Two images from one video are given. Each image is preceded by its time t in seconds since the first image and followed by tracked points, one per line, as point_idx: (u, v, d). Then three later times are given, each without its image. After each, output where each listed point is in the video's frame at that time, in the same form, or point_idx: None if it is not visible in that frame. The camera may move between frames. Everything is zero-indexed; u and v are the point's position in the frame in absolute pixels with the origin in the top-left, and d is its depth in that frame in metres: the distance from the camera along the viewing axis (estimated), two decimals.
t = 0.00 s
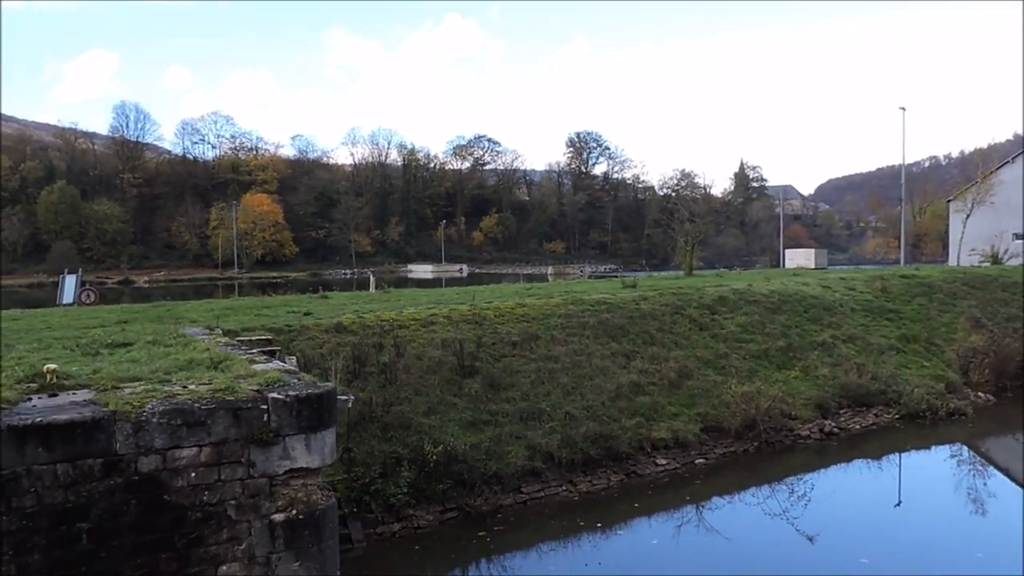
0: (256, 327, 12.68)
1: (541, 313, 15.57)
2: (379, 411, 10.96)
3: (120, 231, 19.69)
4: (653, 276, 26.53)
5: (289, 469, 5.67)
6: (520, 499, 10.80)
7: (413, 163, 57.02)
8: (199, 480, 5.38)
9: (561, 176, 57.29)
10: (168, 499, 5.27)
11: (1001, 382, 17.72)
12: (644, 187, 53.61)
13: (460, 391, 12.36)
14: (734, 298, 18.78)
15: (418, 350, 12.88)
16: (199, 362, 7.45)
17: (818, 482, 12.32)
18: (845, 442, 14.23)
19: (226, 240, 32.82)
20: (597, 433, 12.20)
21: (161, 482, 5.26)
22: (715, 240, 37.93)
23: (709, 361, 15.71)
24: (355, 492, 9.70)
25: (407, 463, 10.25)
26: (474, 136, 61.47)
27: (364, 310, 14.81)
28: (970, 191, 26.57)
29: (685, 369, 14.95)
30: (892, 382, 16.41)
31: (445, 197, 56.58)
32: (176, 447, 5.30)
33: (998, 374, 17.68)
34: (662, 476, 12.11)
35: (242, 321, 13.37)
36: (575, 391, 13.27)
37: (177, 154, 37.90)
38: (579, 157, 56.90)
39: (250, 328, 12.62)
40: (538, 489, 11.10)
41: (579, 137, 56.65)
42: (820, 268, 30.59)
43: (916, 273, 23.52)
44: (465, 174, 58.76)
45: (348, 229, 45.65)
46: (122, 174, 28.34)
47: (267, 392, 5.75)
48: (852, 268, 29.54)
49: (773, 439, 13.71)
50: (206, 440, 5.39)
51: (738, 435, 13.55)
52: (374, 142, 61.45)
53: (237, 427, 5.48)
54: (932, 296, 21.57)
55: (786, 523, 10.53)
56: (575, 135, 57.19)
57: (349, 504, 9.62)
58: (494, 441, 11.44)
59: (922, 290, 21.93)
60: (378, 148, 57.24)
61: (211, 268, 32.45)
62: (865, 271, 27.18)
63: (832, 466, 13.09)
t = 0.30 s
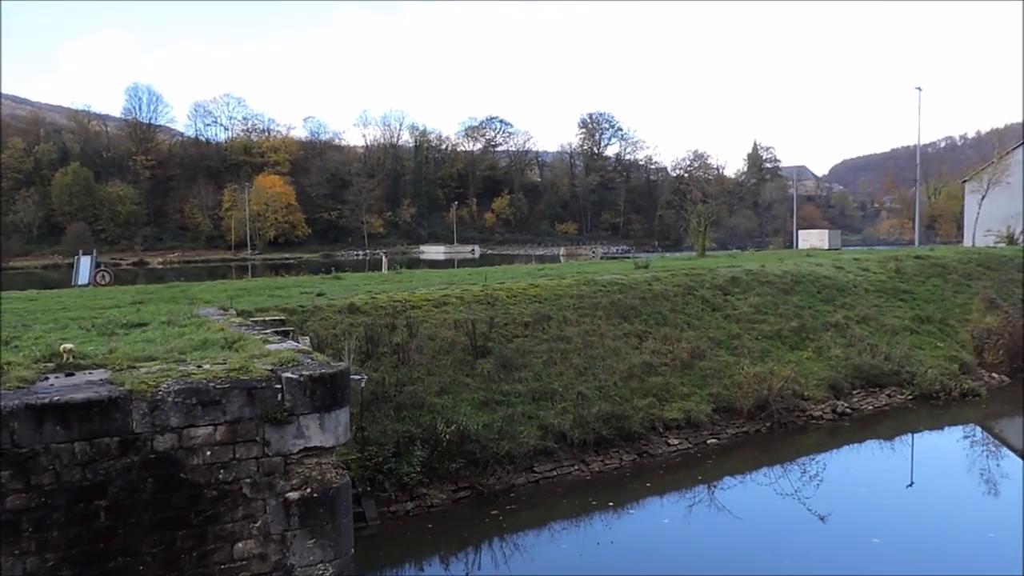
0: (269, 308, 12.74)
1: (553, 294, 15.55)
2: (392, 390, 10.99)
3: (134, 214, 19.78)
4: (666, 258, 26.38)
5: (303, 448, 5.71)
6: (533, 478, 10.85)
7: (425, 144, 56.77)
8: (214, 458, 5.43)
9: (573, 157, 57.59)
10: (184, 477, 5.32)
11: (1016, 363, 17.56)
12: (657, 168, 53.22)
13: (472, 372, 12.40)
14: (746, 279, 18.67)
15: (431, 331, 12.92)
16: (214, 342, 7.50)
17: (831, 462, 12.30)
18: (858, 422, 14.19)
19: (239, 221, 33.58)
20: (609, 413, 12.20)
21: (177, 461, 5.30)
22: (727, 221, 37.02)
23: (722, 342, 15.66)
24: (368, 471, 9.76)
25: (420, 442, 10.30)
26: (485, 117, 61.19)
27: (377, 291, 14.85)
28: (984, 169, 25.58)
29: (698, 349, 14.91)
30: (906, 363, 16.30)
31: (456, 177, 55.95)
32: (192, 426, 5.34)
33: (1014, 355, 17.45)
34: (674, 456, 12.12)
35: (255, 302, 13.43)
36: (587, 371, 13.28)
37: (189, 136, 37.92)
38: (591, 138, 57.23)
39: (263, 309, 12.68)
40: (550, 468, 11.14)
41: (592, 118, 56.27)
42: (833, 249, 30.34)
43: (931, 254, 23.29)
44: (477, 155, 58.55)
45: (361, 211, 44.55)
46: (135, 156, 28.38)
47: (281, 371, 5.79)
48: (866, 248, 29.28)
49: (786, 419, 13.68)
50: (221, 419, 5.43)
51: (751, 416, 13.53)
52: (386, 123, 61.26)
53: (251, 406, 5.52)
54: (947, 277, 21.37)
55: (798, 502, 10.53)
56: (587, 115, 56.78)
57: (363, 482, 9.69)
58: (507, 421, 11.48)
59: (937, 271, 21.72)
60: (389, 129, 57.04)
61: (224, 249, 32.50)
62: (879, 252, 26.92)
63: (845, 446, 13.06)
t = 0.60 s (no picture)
0: (277, 296, 12.76)
1: (561, 282, 15.53)
2: (400, 378, 11.02)
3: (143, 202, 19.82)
4: (675, 246, 26.26)
5: (311, 435, 5.74)
6: (540, 466, 10.88)
7: (433, 132, 56.56)
8: (223, 445, 5.46)
9: (581, 145, 56.11)
10: (193, 463, 5.36)
11: None
12: (665, 156, 52.89)
13: (480, 360, 12.43)
14: (755, 268, 18.59)
15: (438, 319, 12.95)
16: (223, 330, 7.53)
17: (838, 451, 12.28)
18: (866, 412, 14.15)
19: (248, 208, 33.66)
20: (617, 401, 12.20)
21: (187, 447, 5.34)
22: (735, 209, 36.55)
23: (730, 331, 15.61)
24: (376, 458, 9.79)
25: (428, 430, 10.33)
26: (494, 105, 60.95)
27: (385, 279, 14.86)
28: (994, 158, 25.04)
29: (706, 338, 14.88)
30: (915, 353, 16.23)
31: (464, 165, 56.53)
32: (201, 413, 5.37)
33: None
34: (682, 445, 12.13)
35: (264, 289, 13.47)
36: (595, 360, 13.28)
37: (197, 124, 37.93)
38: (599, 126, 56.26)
39: (272, 297, 12.71)
40: (558, 456, 11.17)
41: (600, 106, 55.96)
42: (843, 238, 30.15)
43: (942, 243, 23.12)
44: (485, 143, 58.39)
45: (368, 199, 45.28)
46: (144, 144, 28.40)
47: (290, 359, 5.81)
48: (876, 237, 29.09)
49: (793, 408, 13.66)
50: (230, 405, 5.46)
51: (758, 405, 13.51)
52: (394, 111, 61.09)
53: (260, 392, 5.54)
54: (957, 266, 21.20)
55: (805, 491, 10.52)
56: (595, 103, 56.48)
57: (371, 470, 9.74)
58: (514, 409, 11.50)
59: (948, 259, 21.56)
60: (398, 117, 56.87)
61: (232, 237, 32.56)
62: (889, 241, 26.75)
63: (853, 436, 13.03)
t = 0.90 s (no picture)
0: (281, 281, 12.76)
1: (565, 267, 15.51)
2: (404, 363, 11.04)
3: (146, 189, 19.77)
4: (679, 230, 26.17)
5: (316, 420, 5.75)
6: (544, 451, 10.90)
7: (437, 118, 56.41)
8: (228, 430, 5.47)
9: (585, 131, 56.02)
10: (198, 448, 5.37)
11: None
12: (670, 141, 52.57)
13: (484, 345, 12.43)
14: (759, 252, 18.53)
15: (442, 304, 12.96)
16: (228, 315, 7.53)
17: (842, 435, 12.28)
18: (870, 396, 14.14)
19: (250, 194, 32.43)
20: (621, 386, 12.21)
21: (192, 432, 5.35)
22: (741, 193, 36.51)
23: (734, 315, 15.58)
24: (381, 443, 9.82)
25: (432, 415, 10.35)
26: (497, 90, 60.64)
27: (389, 264, 14.86)
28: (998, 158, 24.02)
29: (710, 323, 14.86)
30: (920, 337, 16.19)
31: (468, 151, 56.34)
32: (206, 398, 5.38)
33: None
34: (686, 429, 12.14)
35: (267, 275, 13.46)
36: (599, 345, 13.28)
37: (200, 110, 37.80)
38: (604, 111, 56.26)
39: (276, 282, 12.71)
40: (562, 441, 11.18)
41: (604, 90, 55.65)
42: (848, 222, 30.03)
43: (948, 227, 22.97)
44: (489, 128, 58.16)
45: (372, 184, 45.27)
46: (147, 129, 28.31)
47: (294, 343, 5.81)
48: (881, 221, 28.96)
49: (798, 392, 13.65)
50: (235, 390, 5.46)
51: (762, 389, 13.51)
52: (397, 96, 60.81)
53: (265, 377, 5.55)
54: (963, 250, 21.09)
55: (809, 475, 10.53)
56: (599, 88, 56.15)
57: (375, 454, 9.77)
58: (518, 394, 11.51)
59: (953, 243, 21.45)
60: (401, 103, 56.62)
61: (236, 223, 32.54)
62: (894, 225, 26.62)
63: (857, 420, 13.03)
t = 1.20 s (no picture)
0: (279, 271, 12.75)
1: (564, 255, 15.51)
2: (403, 352, 11.08)
3: (142, 180, 19.68)
4: (677, 218, 26.14)
5: (315, 409, 5.77)
6: (544, 439, 10.94)
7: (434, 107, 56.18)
8: (227, 420, 5.49)
9: (583, 119, 56.72)
10: (198, 438, 5.39)
11: None
12: (668, 129, 52.34)
13: (483, 333, 12.45)
14: (758, 240, 18.53)
15: (441, 294, 12.97)
16: (226, 306, 7.54)
17: (840, 422, 12.33)
18: (868, 382, 14.19)
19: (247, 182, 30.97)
20: (620, 373, 12.24)
21: (192, 422, 5.37)
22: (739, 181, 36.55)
23: (733, 303, 15.60)
24: (381, 432, 9.85)
25: (432, 404, 10.37)
26: (494, 79, 60.40)
27: (387, 254, 14.84)
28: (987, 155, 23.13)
29: (708, 311, 14.89)
30: (918, 324, 16.23)
31: (466, 140, 56.23)
32: (205, 387, 5.39)
33: None
34: (684, 417, 12.19)
35: (266, 265, 13.46)
36: (598, 333, 13.30)
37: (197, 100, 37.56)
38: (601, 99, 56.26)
39: (274, 272, 12.69)
40: (561, 429, 11.22)
41: (601, 79, 55.43)
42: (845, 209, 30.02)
43: (945, 214, 22.97)
44: (486, 117, 57.97)
45: (369, 173, 41.51)
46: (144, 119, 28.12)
47: (293, 333, 5.82)
48: (879, 208, 28.96)
49: (796, 379, 13.70)
50: (235, 380, 5.48)
51: (761, 376, 13.55)
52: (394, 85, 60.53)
53: (264, 367, 5.56)
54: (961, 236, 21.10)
55: (808, 462, 10.58)
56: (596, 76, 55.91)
57: (375, 443, 9.80)
58: (517, 382, 11.54)
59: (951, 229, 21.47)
60: (398, 92, 56.32)
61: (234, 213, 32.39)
62: (892, 212, 26.62)
63: (855, 407, 13.08)
